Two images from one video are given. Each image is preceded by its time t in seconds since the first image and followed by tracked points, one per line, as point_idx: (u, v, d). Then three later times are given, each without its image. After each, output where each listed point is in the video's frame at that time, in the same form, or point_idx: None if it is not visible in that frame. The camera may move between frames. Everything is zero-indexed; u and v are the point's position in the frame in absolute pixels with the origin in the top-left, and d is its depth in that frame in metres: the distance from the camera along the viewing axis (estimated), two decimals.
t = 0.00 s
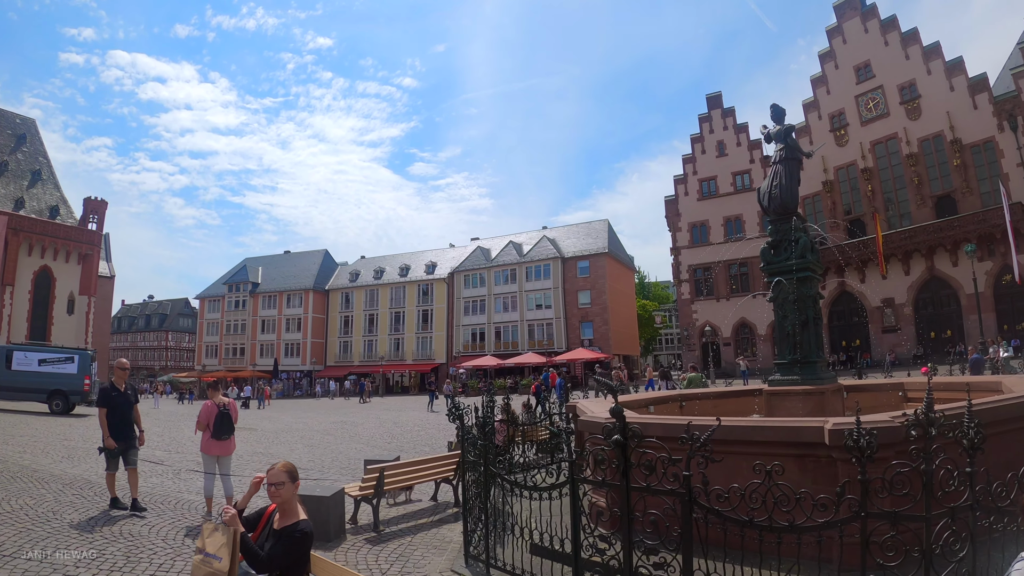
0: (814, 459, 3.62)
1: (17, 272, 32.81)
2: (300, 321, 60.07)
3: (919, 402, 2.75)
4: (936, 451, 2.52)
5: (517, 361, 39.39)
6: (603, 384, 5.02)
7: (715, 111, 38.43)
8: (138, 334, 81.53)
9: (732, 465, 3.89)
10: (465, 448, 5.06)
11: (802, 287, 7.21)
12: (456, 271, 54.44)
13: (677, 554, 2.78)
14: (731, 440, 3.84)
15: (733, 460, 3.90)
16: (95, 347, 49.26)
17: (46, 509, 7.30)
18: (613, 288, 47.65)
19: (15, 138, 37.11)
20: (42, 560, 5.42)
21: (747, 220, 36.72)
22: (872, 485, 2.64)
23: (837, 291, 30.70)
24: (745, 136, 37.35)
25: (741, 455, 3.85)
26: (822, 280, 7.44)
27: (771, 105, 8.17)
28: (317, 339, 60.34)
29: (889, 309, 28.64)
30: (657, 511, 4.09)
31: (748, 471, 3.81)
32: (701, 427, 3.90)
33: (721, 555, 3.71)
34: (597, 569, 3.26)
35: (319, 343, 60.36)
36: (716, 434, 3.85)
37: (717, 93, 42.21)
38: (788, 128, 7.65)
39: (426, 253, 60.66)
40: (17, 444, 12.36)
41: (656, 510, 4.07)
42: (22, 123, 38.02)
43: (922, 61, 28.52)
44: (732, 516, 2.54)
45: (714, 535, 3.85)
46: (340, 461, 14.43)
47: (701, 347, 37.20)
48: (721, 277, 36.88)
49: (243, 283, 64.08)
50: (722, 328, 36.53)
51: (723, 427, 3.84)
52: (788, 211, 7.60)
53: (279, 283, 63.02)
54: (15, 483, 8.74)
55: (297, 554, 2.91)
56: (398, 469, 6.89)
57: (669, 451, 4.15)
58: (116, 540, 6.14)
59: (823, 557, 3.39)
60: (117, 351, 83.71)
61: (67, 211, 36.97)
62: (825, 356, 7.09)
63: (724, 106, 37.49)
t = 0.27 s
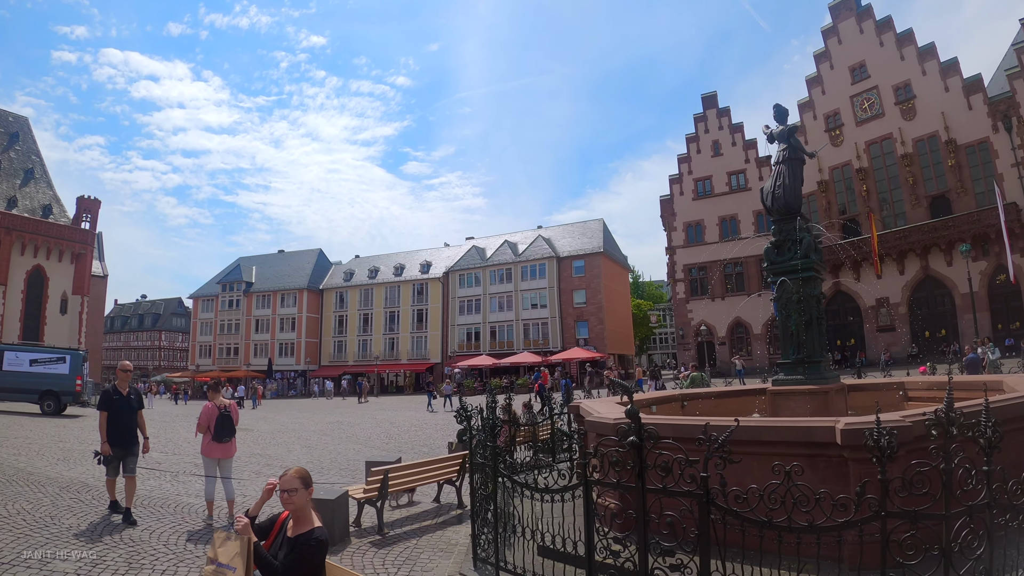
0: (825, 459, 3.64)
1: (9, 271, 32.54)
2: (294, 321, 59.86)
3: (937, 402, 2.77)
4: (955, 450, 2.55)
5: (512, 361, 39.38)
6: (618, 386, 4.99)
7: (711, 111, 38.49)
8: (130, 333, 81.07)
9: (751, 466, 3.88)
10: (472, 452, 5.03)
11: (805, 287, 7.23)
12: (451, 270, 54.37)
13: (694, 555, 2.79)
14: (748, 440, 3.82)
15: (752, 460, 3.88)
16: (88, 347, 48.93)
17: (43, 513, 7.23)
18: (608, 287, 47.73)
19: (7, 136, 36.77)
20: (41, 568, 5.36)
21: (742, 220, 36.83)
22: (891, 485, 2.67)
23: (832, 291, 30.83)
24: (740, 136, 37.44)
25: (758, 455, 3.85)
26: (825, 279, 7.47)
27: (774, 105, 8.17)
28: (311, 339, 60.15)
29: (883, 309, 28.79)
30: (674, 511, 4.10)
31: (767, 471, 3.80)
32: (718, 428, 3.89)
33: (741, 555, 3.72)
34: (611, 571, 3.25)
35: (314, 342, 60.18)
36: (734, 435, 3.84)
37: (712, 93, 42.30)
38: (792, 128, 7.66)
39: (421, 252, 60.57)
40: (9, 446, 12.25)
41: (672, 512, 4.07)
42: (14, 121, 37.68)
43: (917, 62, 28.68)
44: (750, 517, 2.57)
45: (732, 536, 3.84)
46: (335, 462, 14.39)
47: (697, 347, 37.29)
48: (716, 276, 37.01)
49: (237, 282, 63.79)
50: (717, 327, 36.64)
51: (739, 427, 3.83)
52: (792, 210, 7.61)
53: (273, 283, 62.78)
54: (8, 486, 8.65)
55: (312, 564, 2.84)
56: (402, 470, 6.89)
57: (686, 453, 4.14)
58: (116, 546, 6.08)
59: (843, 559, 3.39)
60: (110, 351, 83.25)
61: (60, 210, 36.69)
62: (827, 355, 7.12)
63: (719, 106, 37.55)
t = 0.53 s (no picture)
0: (836, 458, 3.64)
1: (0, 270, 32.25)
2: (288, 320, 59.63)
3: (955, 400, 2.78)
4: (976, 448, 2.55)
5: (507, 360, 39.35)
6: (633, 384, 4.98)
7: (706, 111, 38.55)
8: (123, 333, 80.55)
9: (769, 465, 3.86)
10: (478, 452, 4.99)
11: (809, 286, 7.24)
12: (445, 270, 54.27)
13: (709, 555, 2.77)
14: (769, 439, 3.78)
15: (771, 459, 3.84)
16: (80, 346, 48.56)
17: (39, 517, 7.14)
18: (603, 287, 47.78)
19: None
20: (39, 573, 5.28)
21: (737, 220, 36.92)
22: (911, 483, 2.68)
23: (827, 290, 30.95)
24: (735, 136, 37.54)
25: (775, 454, 3.83)
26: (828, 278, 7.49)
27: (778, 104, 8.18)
28: (305, 338, 59.92)
29: (877, 308, 28.94)
30: (690, 512, 4.11)
31: (785, 470, 3.78)
32: (735, 427, 3.87)
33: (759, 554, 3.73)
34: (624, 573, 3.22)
35: (307, 342, 59.96)
36: (752, 434, 3.81)
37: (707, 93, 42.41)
38: (795, 127, 7.68)
39: (416, 252, 60.44)
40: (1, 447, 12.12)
41: (688, 512, 4.08)
42: (6, 119, 37.31)
43: (912, 63, 28.83)
44: (769, 516, 2.55)
45: (750, 536, 3.83)
46: (330, 463, 14.34)
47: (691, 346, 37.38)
48: (711, 276, 37.13)
49: (230, 281, 63.45)
50: (712, 326, 36.75)
51: (758, 426, 3.80)
52: (795, 209, 7.63)
53: (266, 282, 62.51)
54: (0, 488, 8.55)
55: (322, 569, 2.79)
56: (404, 470, 6.85)
57: (703, 452, 4.13)
58: (114, 551, 5.99)
59: (864, 558, 3.37)
60: (102, 350, 82.73)
61: (52, 208, 36.39)
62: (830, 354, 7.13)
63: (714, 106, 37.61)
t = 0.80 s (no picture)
0: (848, 457, 3.66)
1: None
2: (282, 319, 59.38)
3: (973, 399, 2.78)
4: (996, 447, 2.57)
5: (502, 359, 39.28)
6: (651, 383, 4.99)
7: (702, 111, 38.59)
8: (115, 331, 80.08)
9: (789, 466, 3.83)
10: (484, 455, 4.92)
11: (814, 285, 7.24)
12: (440, 269, 54.15)
13: (727, 556, 2.77)
14: (788, 440, 3.77)
15: (790, 458, 3.83)
16: (73, 344, 48.21)
17: (33, 520, 7.03)
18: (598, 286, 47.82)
19: None
20: None
21: (732, 220, 37.00)
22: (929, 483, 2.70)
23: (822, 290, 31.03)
24: (731, 136, 37.59)
25: (794, 454, 3.81)
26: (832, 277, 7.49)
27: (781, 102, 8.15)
28: (299, 337, 59.70)
29: (872, 308, 29.05)
30: (706, 513, 4.10)
31: (806, 470, 3.76)
32: (754, 427, 3.87)
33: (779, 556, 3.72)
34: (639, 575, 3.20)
35: (301, 341, 59.74)
36: (770, 433, 3.80)
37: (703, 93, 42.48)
38: (799, 125, 7.66)
39: (411, 250, 60.32)
40: None
41: (705, 513, 4.07)
42: None
43: (908, 64, 28.95)
44: (788, 517, 2.56)
45: (769, 536, 3.82)
46: (324, 463, 14.27)
47: (687, 346, 37.46)
48: (706, 276, 37.20)
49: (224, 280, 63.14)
50: (707, 326, 36.83)
51: (777, 425, 3.80)
52: (799, 208, 7.62)
53: (260, 280, 62.23)
54: None
55: None
56: (407, 472, 6.79)
57: (720, 452, 4.12)
58: (110, 556, 5.89)
59: (883, 558, 3.38)
60: (95, 349, 82.25)
61: (45, 205, 36.10)
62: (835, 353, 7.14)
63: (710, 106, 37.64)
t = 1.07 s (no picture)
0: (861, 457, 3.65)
1: None
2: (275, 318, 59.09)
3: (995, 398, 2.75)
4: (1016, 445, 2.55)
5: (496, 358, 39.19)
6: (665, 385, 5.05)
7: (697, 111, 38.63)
8: (107, 330, 79.55)
9: (808, 466, 3.80)
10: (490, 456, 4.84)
11: (818, 284, 7.22)
12: (434, 268, 54.01)
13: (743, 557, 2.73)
14: (806, 440, 3.76)
15: (807, 459, 3.81)
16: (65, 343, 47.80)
17: (26, 525, 6.92)
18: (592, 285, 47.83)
19: None
20: None
21: (727, 220, 37.05)
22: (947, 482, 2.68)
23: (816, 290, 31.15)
24: (726, 135, 37.64)
25: (813, 454, 3.78)
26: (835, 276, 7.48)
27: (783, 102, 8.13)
28: (292, 336, 59.42)
29: (867, 308, 29.24)
30: (724, 514, 4.08)
31: (825, 470, 3.74)
32: (773, 426, 3.88)
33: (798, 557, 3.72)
34: None
35: (294, 340, 59.45)
36: (790, 433, 3.79)
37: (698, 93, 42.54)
38: (802, 124, 7.65)
39: (405, 249, 60.15)
40: None
41: (722, 514, 4.06)
42: None
43: (903, 65, 29.06)
44: (807, 517, 2.53)
45: (788, 538, 3.80)
46: (317, 463, 14.18)
47: (681, 345, 37.53)
48: (701, 275, 37.28)
49: (216, 278, 62.76)
50: (702, 325, 36.91)
51: (796, 425, 3.79)
52: (802, 207, 7.63)
53: (253, 279, 61.90)
54: None
55: None
56: (407, 474, 6.74)
57: (738, 453, 4.11)
58: (108, 562, 5.79)
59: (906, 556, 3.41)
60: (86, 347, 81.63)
61: (37, 203, 35.76)
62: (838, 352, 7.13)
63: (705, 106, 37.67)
